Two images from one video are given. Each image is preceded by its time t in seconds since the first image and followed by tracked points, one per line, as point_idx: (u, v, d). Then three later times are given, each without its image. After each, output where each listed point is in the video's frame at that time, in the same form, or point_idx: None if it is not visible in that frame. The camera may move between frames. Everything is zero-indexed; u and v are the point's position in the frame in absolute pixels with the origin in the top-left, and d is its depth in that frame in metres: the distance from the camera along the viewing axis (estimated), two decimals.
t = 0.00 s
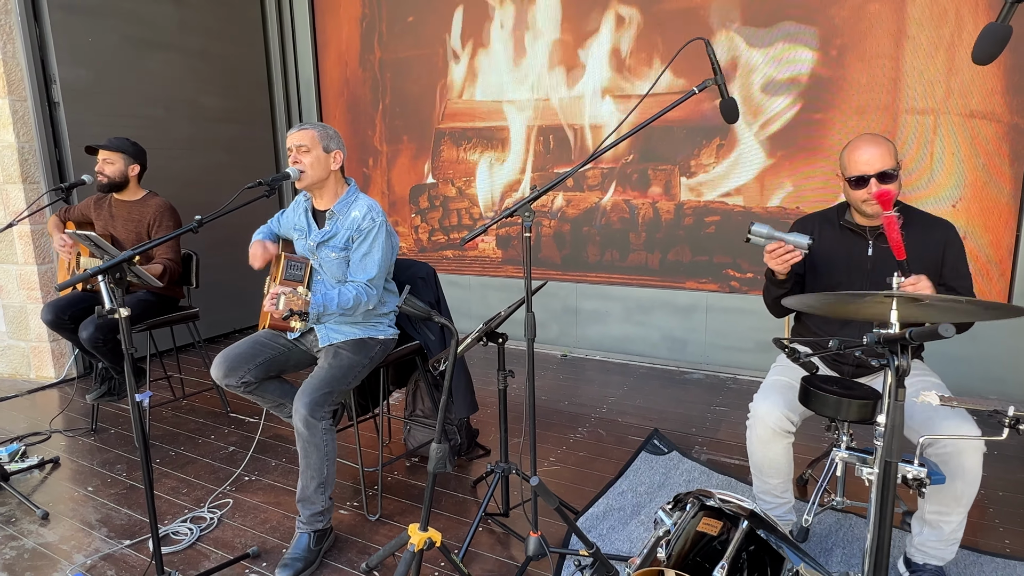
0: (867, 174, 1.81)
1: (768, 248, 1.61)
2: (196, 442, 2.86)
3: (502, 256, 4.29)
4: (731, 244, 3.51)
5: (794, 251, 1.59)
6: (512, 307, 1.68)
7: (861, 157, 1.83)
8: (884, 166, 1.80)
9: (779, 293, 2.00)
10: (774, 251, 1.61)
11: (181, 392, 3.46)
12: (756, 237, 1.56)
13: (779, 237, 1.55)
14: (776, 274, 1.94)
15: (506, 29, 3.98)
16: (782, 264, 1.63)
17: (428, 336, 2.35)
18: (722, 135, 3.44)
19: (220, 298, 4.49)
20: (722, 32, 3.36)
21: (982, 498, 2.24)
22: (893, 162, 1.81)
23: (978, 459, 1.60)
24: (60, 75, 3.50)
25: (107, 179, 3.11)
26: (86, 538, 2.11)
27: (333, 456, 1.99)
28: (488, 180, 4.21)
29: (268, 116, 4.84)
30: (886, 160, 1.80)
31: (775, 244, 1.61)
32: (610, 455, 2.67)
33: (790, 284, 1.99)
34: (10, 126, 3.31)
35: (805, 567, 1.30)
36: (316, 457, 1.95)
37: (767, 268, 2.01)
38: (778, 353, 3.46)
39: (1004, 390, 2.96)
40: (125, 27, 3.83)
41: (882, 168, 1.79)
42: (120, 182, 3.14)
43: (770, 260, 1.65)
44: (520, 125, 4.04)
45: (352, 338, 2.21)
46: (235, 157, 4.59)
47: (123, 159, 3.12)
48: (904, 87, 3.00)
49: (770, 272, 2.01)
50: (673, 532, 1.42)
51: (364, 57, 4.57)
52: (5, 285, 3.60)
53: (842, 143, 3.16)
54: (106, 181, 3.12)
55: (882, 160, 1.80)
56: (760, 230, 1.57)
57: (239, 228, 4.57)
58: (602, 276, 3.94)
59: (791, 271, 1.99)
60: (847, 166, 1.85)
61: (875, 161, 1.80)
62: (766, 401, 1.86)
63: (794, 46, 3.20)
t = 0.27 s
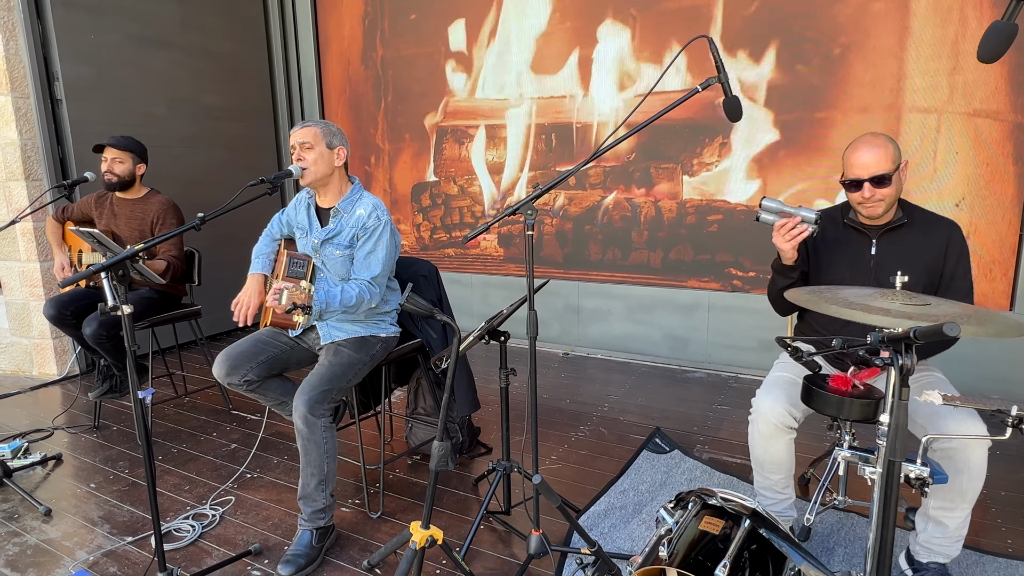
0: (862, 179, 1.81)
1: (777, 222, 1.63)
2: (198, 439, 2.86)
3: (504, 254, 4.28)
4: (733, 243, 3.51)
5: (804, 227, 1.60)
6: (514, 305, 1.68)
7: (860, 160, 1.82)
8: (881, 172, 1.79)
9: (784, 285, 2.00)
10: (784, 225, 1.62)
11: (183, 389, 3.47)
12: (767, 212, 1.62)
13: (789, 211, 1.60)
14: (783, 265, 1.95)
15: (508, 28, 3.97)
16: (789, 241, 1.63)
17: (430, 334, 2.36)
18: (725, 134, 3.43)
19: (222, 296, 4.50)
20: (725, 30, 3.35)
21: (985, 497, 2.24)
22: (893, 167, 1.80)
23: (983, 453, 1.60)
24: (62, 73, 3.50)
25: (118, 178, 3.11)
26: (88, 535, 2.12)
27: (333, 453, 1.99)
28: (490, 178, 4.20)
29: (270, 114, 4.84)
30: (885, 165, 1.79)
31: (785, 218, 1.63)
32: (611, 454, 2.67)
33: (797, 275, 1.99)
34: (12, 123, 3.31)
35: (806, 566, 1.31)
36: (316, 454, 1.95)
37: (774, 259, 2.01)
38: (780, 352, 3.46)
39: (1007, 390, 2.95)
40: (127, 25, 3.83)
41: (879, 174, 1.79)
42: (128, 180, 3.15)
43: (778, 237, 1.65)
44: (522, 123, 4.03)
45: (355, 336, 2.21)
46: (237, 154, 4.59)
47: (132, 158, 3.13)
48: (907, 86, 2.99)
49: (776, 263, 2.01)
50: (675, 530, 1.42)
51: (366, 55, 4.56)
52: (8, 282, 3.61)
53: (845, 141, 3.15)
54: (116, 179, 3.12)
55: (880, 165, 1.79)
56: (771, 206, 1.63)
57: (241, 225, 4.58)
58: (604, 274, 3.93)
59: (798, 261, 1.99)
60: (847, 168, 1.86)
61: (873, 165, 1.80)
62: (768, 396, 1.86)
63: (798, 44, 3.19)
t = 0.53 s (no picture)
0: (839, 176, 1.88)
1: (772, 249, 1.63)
2: (200, 436, 2.87)
3: (505, 251, 4.28)
4: (735, 241, 3.50)
5: (799, 252, 1.60)
6: (516, 303, 1.67)
7: (849, 158, 1.86)
8: (854, 175, 1.83)
9: (783, 293, 1.98)
10: (779, 251, 1.62)
11: (185, 385, 3.47)
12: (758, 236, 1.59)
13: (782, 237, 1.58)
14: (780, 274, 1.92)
15: (510, 25, 3.97)
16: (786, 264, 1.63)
17: (431, 331, 2.36)
18: (727, 132, 3.43)
19: (224, 293, 4.50)
20: (728, 28, 3.34)
21: (986, 496, 2.23)
22: (872, 176, 1.80)
23: (984, 453, 1.60)
24: (65, 69, 3.50)
25: (123, 174, 3.12)
26: (91, 531, 2.12)
27: (335, 447, 2.00)
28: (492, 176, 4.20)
29: (272, 111, 4.84)
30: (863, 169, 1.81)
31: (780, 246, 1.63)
32: (613, 452, 2.67)
33: (794, 282, 1.98)
34: (15, 119, 3.32)
35: (808, 565, 1.28)
36: (318, 448, 1.95)
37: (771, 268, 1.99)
38: (781, 351, 3.45)
39: (1009, 389, 2.94)
40: (129, 21, 3.82)
41: (851, 176, 1.84)
42: (132, 176, 3.16)
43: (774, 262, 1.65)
44: (524, 120, 4.03)
45: (356, 332, 2.21)
46: (239, 151, 4.59)
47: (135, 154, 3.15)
48: (910, 84, 2.99)
49: (773, 272, 2.00)
50: (676, 528, 1.41)
51: (368, 52, 4.56)
52: (11, 278, 3.61)
53: (848, 139, 3.15)
54: (121, 175, 3.11)
55: (859, 168, 1.82)
56: (763, 230, 1.60)
57: (243, 223, 4.58)
58: (606, 272, 3.93)
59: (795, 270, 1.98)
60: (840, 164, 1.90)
61: (852, 167, 1.84)
62: (769, 394, 1.86)
63: (801, 42, 3.18)
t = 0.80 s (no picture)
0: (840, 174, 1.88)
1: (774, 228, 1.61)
2: (202, 433, 2.87)
3: (507, 250, 4.28)
4: (737, 240, 3.50)
5: (802, 235, 1.59)
6: (518, 301, 1.67)
7: (851, 156, 1.86)
8: (856, 173, 1.83)
9: (784, 289, 1.98)
10: (782, 233, 1.61)
11: (187, 382, 3.48)
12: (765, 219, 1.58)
13: (787, 218, 1.56)
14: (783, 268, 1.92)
15: (513, 23, 3.96)
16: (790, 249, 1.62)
17: (433, 329, 2.37)
18: (729, 130, 3.42)
19: (226, 290, 4.51)
20: (731, 25, 3.33)
21: (988, 496, 2.23)
22: (873, 175, 1.80)
23: (986, 458, 1.59)
24: (67, 67, 3.50)
25: (126, 173, 3.13)
26: (93, 527, 2.13)
27: (337, 448, 2.00)
28: (494, 174, 4.20)
29: (274, 109, 4.84)
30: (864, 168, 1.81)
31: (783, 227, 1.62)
32: (614, 450, 2.67)
33: (796, 278, 1.97)
34: (18, 117, 3.32)
35: (809, 564, 1.30)
36: (320, 449, 1.96)
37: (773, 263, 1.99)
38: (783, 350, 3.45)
39: (1011, 388, 2.94)
40: (131, 19, 3.82)
41: (852, 174, 1.84)
42: (135, 175, 3.17)
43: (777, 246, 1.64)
44: (526, 118, 4.02)
45: (358, 330, 2.21)
46: (241, 149, 4.59)
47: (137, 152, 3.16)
48: (913, 82, 2.98)
49: (776, 266, 1.99)
50: (677, 526, 1.42)
51: (370, 49, 4.56)
52: (14, 275, 3.62)
53: (850, 138, 3.14)
54: (125, 175, 3.12)
55: (860, 167, 1.82)
56: (768, 213, 1.59)
57: (244, 220, 4.58)
58: (607, 271, 3.93)
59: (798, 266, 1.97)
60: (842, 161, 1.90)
61: (854, 166, 1.84)
62: (771, 395, 1.86)
63: (804, 40, 3.17)
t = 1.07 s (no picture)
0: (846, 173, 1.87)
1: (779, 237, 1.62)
2: (205, 431, 2.88)
3: (510, 249, 4.28)
4: (741, 239, 3.49)
5: (805, 239, 1.59)
6: (522, 300, 1.67)
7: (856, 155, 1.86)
8: (861, 172, 1.83)
9: (790, 285, 1.98)
10: (786, 239, 1.62)
11: (191, 381, 3.48)
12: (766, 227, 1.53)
13: (789, 224, 1.53)
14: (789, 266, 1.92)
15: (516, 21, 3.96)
16: (795, 252, 1.63)
17: (437, 328, 2.36)
18: (733, 130, 3.42)
19: (229, 289, 4.52)
20: (736, 24, 3.32)
21: (992, 497, 2.23)
22: (879, 173, 1.80)
23: (991, 467, 1.59)
24: (71, 65, 3.50)
25: (129, 171, 3.13)
26: (97, 525, 2.13)
27: (339, 443, 2.00)
28: (497, 173, 4.20)
29: (277, 107, 4.85)
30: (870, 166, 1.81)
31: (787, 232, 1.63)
32: (617, 450, 2.67)
33: (803, 276, 1.97)
34: (22, 115, 3.33)
35: (813, 564, 1.30)
36: (322, 444, 1.96)
37: (781, 260, 1.98)
38: (787, 350, 3.44)
39: (1016, 389, 2.93)
40: (135, 17, 3.83)
41: (858, 172, 1.83)
42: (137, 172, 3.18)
43: (782, 250, 1.65)
44: (529, 117, 4.02)
45: (362, 329, 2.21)
46: (244, 148, 4.60)
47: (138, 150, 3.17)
48: (919, 82, 2.97)
49: (782, 264, 1.99)
50: (682, 526, 1.40)
51: (374, 48, 4.56)
52: (18, 274, 3.63)
53: (855, 137, 3.13)
54: (128, 173, 3.13)
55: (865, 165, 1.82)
56: (769, 219, 1.54)
57: (248, 219, 4.59)
58: (611, 270, 3.92)
59: (804, 263, 1.97)
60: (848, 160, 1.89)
61: (859, 164, 1.83)
62: (775, 398, 1.85)
63: (809, 39, 3.16)
